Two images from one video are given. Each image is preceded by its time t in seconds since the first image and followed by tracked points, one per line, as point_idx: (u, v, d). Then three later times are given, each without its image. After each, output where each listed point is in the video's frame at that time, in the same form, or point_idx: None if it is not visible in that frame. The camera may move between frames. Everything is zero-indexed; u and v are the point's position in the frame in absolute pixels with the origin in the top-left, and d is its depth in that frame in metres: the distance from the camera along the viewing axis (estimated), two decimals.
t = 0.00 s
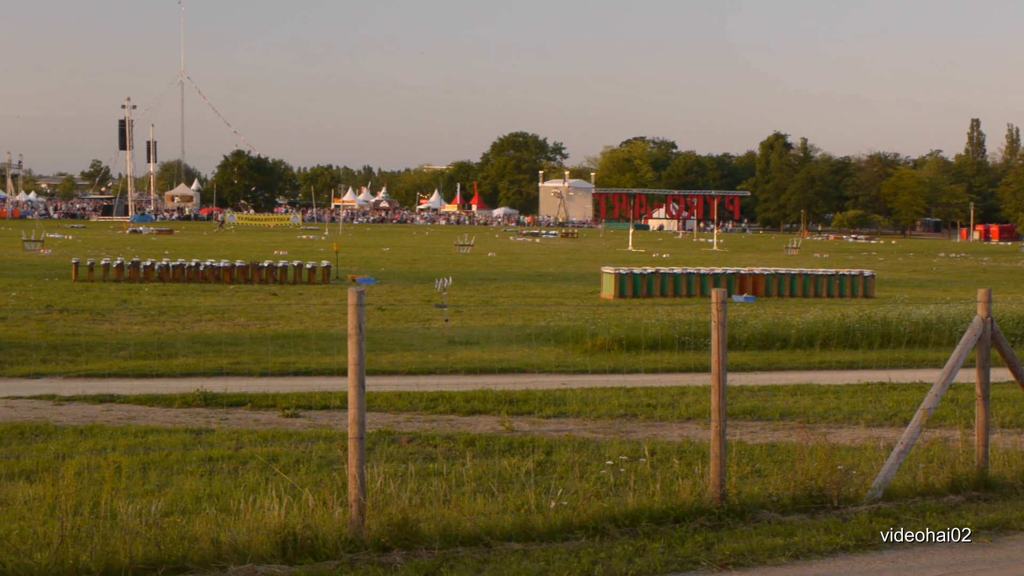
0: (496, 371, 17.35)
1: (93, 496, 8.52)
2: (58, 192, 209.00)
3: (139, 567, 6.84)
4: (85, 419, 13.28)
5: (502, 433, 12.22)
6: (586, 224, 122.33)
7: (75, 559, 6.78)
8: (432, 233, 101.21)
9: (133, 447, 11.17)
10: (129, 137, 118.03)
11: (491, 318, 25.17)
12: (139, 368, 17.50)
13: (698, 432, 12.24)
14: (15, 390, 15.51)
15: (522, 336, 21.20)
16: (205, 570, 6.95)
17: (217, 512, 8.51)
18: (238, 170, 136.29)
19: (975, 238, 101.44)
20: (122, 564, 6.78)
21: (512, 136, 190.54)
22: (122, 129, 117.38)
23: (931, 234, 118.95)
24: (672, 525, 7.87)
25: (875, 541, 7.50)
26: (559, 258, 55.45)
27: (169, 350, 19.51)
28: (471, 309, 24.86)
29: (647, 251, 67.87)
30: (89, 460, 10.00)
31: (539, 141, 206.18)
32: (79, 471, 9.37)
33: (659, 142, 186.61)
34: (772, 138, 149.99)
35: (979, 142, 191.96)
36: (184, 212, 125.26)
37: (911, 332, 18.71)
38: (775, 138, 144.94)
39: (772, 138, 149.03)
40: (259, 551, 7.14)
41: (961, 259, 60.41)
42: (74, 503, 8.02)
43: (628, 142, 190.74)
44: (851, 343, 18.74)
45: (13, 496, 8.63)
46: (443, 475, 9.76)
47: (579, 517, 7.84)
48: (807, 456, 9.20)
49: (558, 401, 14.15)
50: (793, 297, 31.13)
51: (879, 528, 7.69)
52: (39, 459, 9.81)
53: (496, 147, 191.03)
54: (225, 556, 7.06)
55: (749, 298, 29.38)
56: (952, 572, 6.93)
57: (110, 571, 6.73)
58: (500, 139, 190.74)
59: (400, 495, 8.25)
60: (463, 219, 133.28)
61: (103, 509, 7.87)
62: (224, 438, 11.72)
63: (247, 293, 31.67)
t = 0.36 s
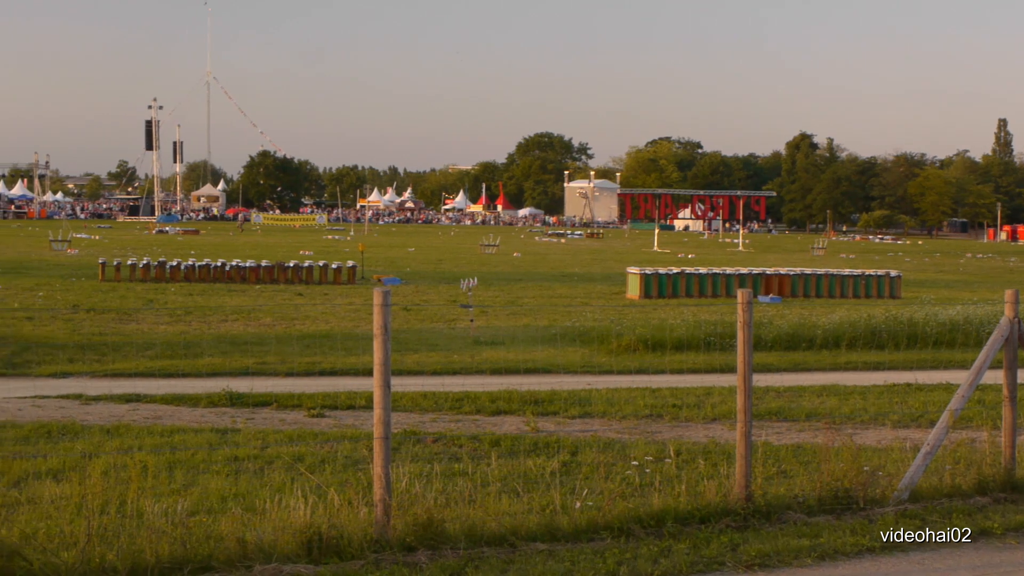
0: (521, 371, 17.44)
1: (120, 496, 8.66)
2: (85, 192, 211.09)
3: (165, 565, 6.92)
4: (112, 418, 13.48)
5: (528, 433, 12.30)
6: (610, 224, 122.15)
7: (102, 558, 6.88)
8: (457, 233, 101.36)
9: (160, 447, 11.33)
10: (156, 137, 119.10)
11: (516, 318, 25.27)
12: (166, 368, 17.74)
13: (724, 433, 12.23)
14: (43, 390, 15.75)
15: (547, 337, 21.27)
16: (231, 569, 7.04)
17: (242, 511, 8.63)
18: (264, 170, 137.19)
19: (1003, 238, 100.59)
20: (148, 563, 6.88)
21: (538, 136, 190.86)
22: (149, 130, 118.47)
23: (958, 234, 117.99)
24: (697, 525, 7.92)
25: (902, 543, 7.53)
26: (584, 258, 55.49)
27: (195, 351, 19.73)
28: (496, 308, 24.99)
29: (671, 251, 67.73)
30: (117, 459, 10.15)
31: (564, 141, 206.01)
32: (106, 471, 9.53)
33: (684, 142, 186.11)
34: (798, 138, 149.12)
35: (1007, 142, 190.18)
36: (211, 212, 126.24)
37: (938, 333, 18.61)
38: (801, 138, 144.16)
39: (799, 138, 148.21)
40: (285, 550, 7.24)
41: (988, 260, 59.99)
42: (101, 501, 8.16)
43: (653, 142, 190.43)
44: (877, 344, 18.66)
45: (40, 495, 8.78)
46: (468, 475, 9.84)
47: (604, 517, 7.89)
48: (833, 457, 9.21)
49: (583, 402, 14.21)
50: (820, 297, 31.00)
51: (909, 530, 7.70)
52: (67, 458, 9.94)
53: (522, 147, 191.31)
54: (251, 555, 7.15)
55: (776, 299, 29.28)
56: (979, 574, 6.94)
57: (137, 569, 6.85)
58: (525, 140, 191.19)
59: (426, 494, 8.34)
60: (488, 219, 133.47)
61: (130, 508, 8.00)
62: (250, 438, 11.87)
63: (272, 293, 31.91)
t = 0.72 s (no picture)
0: (545, 371, 17.51)
1: (146, 495, 8.78)
2: (111, 193, 213.11)
3: (191, 564, 7.03)
4: (137, 418, 13.66)
5: (551, 433, 12.35)
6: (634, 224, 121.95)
7: (126, 557, 6.99)
8: (480, 233, 101.50)
9: (184, 446, 11.48)
10: (181, 137, 120.02)
11: (540, 318, 25.34)
12: (190, 368, 17.94)
13: (749, 434, 12.24)
14: (69, 389, 15.93)
15: (570, 337, 21.32)
16: (256, 568, 7.13)
17: (268, 511, 8.75)
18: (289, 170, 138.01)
19: None
20: (173, 562, 6.98)
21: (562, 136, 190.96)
22: (174, 130, 119.39)
23: (984, 234, 116.80)
24: (721, 526, 7.95)
25: (927, 544, 7.55)
26: (608, 258, 55.52)
27: (219, 350, 19.92)
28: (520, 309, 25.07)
29: (695, 251, 67.51)
30: (143, 459, 10.28)
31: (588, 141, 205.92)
32: (131, 470, 9.67)
33: (709, 142, 185.55)
34: (823, 138, 148.21)
35: None
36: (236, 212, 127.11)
37: (964, 333, 18.52)
38: (826, 138, 143.28)
39: (824, 138, 147.34)
40: (308, 550, 7.33)
41: (1015, 261, 59.44)
42: (126, 500, 8.28)
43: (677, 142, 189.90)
44: (902, 344, 18.59)
45: (66, 494, 8.92)
46: (493, 476, 9.92)
47: (628, 518, 7.95)
48: (857, 457, 9.23)
49: (607, 402, 14.25)
50: (844, 298, 30.84)
51: (936, 532, 7.69)
52: (92, 458, 10.08)
53: (545, 147, 191.38)
54: (275, 555, 7.25)
55: (800, 299, 29.17)
56: None
57: (161, 567, 6.95)
58: (549, 140, 191.31)
59: (450, 494, 8.43)
60: (512, 219, 133.58)
61: (155, 508, 8.12)
62: (274, 438, 12.00)
63: (297, 293, 32.13)
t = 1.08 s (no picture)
0: (569, 371, 17.57)
1: (171, 494, 8.90)
2: (137, 193, 215.11)
3: (214, 563, 7.14)
4: (161, 417, 13.84)
5: (575, 434, 12.42)
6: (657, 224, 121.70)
7: (151, 556, 7.09)
8: (503, 233, 101.59)
9: (208, 446, 11.63)
10: (205, 138, 120.88)
11: (563, 318, 25.42)
12: (214, 367, 18.13)
13: (773, 434, 12.26)
14: (94, 389, 16.14)
15: (594, 337, 21.39)
16: (280, 567, 7.24)
17: (292, 510, 8.88)
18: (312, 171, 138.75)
19: None
20: (197, 561, 7.09)
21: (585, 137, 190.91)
22: (198, 130, 120.28)
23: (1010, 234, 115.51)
24: (745, 527, 7.99)
25: (952, 546, 7.56)
26: (632, 258, 55.55)
27: (243, 350, 20.09)
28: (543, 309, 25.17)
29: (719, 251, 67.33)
30: (167, 458, 10.42)
31: (612, 141, 205.62)
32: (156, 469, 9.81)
33: (733, 142, 184.88)
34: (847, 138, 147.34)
35: None
36: (261, 212, 127.93)
37: (990, 334, 18.45)
38: (851, 137, 142.44)
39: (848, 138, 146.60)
40: (332, 550, 7.42)
41: None
42: (151, 500, 8.41)
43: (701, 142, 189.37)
44: (927, 344, 18.53)
45: (91, 493, 9.07)
46: (517, 475, 10.01)
47: (652, 519, 8.01)
48: (881, 458, 9.25)
49: (631, 403, 14.29)
50: (869, 298, 30.70)
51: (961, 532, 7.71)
52: (118, 457, 10.22)
53: (569, 147, 191.42)
54: (300, 554, 7.35)
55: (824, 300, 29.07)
56: None
57: (186, 567, 7.07)
58: (572, 141, 191.33)
59: (474, 494, 8.52)
60: (534, 219, 133.62)
61: (179, 507, 8.24)
62: (298, 438, 12.13)
63: (320, 293, 32.34)
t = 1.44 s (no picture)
0: (596, 371, 17.65)
1: (199, 493, 9.06)
2: (166, 193, 217.11)
3: (242, 562, 7.28)
4: (189, 417, 14.05)
5: (601, 434, 12.49)
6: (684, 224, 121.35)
7: (179, 555, 7.20)
8: (530, 233, 101.70)
9: (236, 445, 11.81)
10: (233, 138, 121.78)
11: (591, 318, 25.50)
12: (242, 367, 18.36)
13: (801, 435, 12.27)
14: (123, 389, 16.37)
15: (621, 337, 21.45)
16: (308, 566, 7.36)
17: (319, 510, 9.02)
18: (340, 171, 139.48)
19: None
20: (225, 560, 7.23)
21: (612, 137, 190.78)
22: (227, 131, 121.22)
23: None
24: (772, 528, 8.04)
25: (980, 548, 7.56)
26: (658, 258, 55.55)
27: (271, 350, 20.30)
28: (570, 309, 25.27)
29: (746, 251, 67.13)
30: (195, 457, 10.60)
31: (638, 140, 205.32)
32: (184, 468, 9.99)
33: (760, 142, 184.04)
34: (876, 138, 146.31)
35: None
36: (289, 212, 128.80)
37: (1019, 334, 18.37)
38: (879, 138, 141.64)
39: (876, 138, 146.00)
40: (360, 549, 7.54)
41: None
42: (181, 499, 8.57)
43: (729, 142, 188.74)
44: (956, 345, 18.48)
45: (120, 493, 9.24)
46: (544, 476, 10.10)
47: (679, 519, 8.07)
48: (909, 459, 9.27)
49: (658, 403, 14.34)
50: (898, 299, 30.52)
51: (988, 533, 7.74)
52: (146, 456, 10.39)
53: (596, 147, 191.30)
54: (327, 553, 7.49)
55: (853, 300, 28.98)
56: None
57: (214, 566, 7.21)
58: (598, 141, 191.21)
59: (501, 495, 8.61)
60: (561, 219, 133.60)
61: (207, 506, 8.39)
62: (325, 437, 12.29)
63: (348, 293, 32.60)
